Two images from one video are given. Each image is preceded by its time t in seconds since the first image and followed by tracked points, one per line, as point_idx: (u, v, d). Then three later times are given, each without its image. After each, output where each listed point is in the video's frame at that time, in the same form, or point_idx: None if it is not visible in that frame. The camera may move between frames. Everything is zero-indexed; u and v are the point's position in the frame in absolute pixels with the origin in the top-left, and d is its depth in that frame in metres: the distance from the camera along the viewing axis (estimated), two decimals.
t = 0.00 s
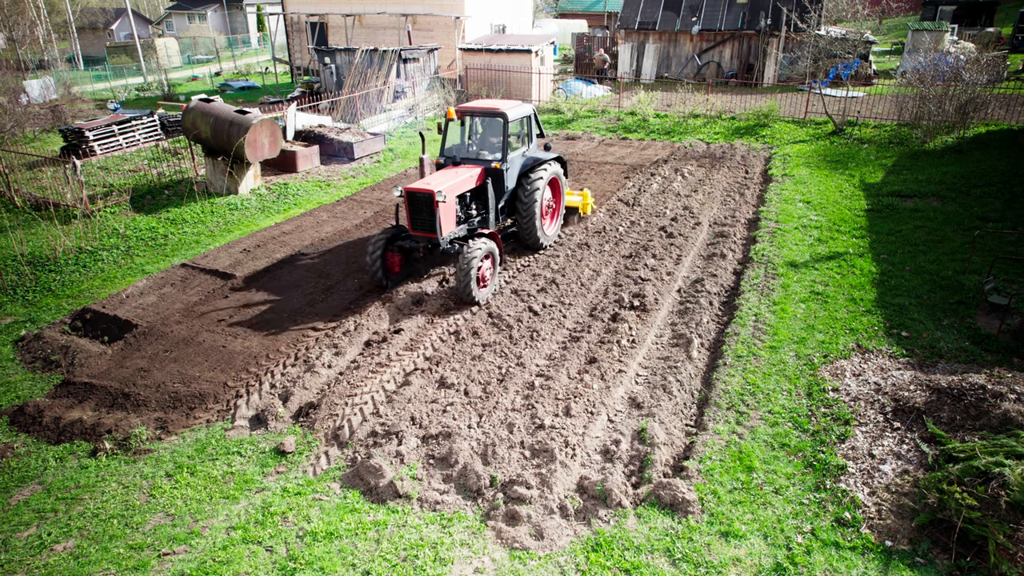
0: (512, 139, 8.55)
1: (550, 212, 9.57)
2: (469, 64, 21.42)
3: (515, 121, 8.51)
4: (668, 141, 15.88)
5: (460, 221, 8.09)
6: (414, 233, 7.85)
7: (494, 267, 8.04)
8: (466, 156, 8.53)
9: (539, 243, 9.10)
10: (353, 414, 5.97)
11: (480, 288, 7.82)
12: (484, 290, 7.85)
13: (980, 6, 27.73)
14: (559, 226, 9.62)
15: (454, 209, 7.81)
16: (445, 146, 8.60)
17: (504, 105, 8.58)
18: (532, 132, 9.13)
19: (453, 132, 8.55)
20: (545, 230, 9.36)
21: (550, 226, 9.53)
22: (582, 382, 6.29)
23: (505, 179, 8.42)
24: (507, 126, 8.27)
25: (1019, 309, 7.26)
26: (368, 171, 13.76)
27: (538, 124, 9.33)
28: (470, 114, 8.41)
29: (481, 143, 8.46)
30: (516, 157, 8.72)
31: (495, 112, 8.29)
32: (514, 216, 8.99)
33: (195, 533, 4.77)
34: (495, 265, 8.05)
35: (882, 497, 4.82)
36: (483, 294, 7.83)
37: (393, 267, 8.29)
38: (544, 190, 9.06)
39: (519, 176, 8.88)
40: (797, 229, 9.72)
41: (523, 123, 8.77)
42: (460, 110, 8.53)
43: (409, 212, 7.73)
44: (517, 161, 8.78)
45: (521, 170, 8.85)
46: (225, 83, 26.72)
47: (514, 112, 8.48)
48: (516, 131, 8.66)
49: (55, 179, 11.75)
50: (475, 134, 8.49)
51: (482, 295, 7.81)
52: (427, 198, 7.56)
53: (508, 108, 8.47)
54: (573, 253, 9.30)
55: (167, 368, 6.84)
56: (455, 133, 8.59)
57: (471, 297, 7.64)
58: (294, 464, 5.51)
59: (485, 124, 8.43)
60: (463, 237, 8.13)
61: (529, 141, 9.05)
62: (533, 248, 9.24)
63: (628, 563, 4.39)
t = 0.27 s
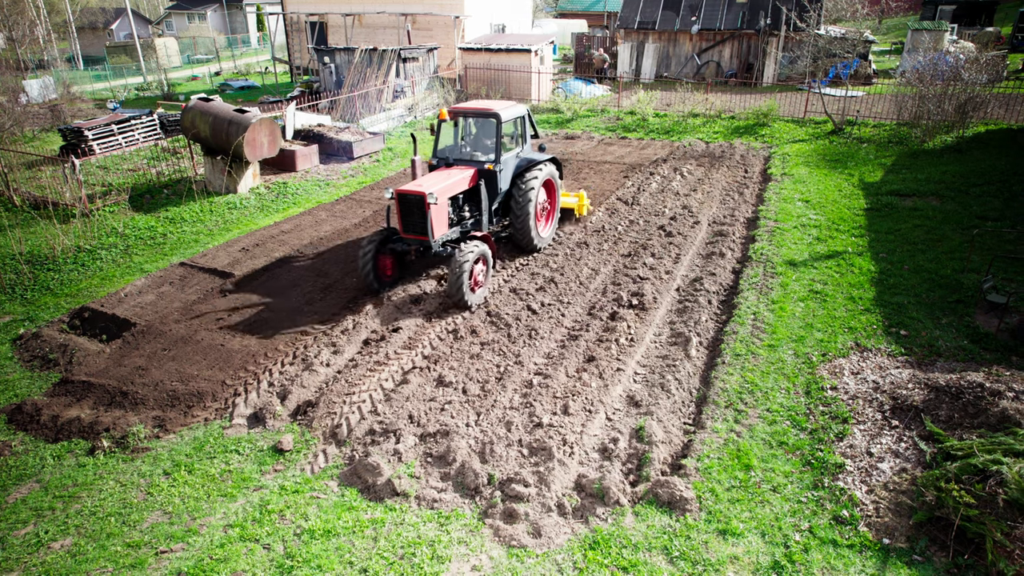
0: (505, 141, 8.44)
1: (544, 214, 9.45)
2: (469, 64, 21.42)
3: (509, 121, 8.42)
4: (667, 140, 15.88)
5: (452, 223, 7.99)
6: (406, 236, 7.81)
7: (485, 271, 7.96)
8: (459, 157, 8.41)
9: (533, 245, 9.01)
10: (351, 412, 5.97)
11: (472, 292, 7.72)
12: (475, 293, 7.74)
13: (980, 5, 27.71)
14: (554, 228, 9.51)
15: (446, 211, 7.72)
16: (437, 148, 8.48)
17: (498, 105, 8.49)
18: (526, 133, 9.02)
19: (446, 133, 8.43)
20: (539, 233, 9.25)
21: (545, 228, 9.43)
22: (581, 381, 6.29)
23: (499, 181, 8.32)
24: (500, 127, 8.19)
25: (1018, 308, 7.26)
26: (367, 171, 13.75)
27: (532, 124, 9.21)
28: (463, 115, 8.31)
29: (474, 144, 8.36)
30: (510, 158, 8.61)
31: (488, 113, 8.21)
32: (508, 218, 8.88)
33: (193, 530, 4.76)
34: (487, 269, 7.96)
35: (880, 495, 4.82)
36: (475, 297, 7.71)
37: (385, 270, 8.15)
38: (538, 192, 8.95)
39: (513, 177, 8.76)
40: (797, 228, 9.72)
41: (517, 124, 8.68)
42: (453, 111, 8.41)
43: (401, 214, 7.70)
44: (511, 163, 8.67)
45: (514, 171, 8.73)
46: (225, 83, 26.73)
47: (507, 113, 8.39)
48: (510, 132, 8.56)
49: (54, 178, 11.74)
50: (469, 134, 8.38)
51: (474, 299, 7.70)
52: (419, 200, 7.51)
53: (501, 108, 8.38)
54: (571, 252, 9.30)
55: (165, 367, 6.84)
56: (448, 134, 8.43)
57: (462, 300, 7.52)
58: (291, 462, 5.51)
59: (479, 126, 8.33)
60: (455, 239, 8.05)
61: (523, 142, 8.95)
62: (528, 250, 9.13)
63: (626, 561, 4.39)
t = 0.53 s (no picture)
0: (500, 143, 8.24)
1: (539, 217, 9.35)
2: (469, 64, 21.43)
3: (503, 124, 8.23)
4: (667, 140, 15.89)
5: (446, 227, 7.85)
6: (398, 241, 7.62)
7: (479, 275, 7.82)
8: (453, 160, 8.19)
9: (529, 248, 8.92)
10: (352, 412, 5.98)
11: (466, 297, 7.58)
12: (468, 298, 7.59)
13: (979, 5, 27.73)
14: (549, 229, 9.46)
15: (439, 215, 7.55)
16: (431, 150, 8.24)
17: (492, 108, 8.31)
18: (521, 134, 8.85)
19: (439, 136, 8.20)
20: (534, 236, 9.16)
21: (540, 230, 9.36)
22: (581, 380, 6.30)
23: (493, 184, 8.15)
24: (494, 130, 8.01)
25: (1017, 308, 7.26)
26: (366, 171, 13.76)
27: (527, 126, 9.02)
28: (456, 117, 8.10)
29: (468, 146, 8.16)
30: (505, 161, 8.44)
31: (482, 115, 8.03)
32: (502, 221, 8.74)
33: (193, 530, 4.77)
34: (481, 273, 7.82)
35: (880, 494, 4.83)
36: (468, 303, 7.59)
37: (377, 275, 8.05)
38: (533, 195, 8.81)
39: (507, 180, 8.61)
40: (796, 228, 9.72)
41: (511, 126, 8.50)
42: (446, 114, 8.20)
43: (392, 219, 7.52)
44: (506, 165, 8.50)
45: (509, 174, 8.56)
46: (225, 83, 26.74)
47: (502, 115, 8.21)
48: (504, 134, 8.37)
49: (54, 178, 11.75)
50: (462, 137, 8.16)
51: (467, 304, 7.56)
52: (411, 204, 7.34)
53: (495, 110, 8.21)
54: (571, 252, 9.30)
55: (166, 366, 6.85)
56: (442, 137, 8.20)
57: (454, 305, 7.36)
58: (292, 462, 5.52)
59: (473, 128, 8.11)
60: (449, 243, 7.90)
61: (517, 144, 8.78)
62: (523, 253, 9.03)
63: (625, 560, 4.40)
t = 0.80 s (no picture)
0: (494, 146, 8.18)
1: (536, 220, 9.24)
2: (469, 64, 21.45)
3: (497, 126, 8.16)
4: (667, 140, 15.90)
5: (440, 232, 7.70)
6: (392, 246, 7.53)
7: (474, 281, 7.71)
8: (447, 163, 8.14)
9: (526, 251, 8.81)
10: (352, 413, 5.99)
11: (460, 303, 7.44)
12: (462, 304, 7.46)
13: (979, 6, 27.75)
14: (547, 232, 9.35)
15: (433, 220, 7.42)
16: (425, 154, 8.20)
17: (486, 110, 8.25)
18: (515, 137, 8.77)
19: (433, 139, 8.18)
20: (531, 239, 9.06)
21: (537, 233, 9.25)
22: (581, 381, 6.31)
23: (487, 187, 8.05)
24: (488, 132, 7.95)
25: (1017, 309, 7.27)
26: (367, 171, 13.77)
27: (521, 128, 8.97)
28: (450, 120, 8.06)
29: (462, 149, 8.11)
30: (499, 164, 8.35)
31: (476, 117, 7.96)
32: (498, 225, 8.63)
33: (194, 531, 4.78)
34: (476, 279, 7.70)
35: (880, 495, 4.84)
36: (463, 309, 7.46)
37: (372, 280, 7.89)
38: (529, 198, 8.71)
39: (502, 183, 8.52)
40: (796, 228, 9.73)
41: (506, 128, 8.42)
42: (440, 116, 8.15)
43: (385, 224, 7.41)
44: (501, 168, 8.42)
45: (504, 177, 8.48)
46: (225, 83, 26.76)
47: (496, 118, 8.14)
48: (498, 137, 8.30)
49: (54, 179, 11.76)
50: (456, 140, 8.12)
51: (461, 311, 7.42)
52: (404, 209, 7.20)
53: (489, 112, 8.14)
54: (571, 252, 9.31)
55: (166, 367, 6.86)
56: (435, 141, 8.18)
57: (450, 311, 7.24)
58: (292, 462, 5.52)
59: (467, 131, 8.07)
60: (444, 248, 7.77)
61: (512, 147, 8.69)
62: (520, 257, 8.92)
63: (626, 561, 4.40)
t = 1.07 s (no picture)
0: (488, 148, 8.12)
1: (532, 223, 9.15)
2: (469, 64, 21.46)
3: (491, 129, 8.11)
4: (667, 141, 15.90)
5: (434, 237, 7.66)
6: (384, 251, 7.44)
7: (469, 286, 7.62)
8: (440, 167, 8.08)
9: (521, 255, 8.71)
10: (352, 414, 5.99)
11: (454, 309, 7.38)
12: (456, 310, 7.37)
13: (979, 6, 27.76)
14: (542, 236, 9.26)
15: (426, 224, 7.38)
16: (418, 157, 8.14)
17: (479, 113, 8.20)
18: (509, 139, 8.69)
19: (426, 142, 8.13)
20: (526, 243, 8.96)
21: (532, 237, 9.16)
22: (580, 383, 6.31)
23: (481, 191, 7.97)
24: (482, 135, 7.89)
25: (1016, 310, 7.27)
26: (367, 172, 13.78)
27: (516, 131, 8.92)
28: (443, 123, 8.02)
29: (455, 152, 8.05)
30: (493, 167, 8.28)
31: (469, 120, 7.91)
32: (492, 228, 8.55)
33: (194, 532, 4.78)
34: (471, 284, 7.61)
35: (879, 497, 4.84)
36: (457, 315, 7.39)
37: (364, 285, 7.79)
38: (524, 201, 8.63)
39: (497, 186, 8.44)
40: (796, 229, 9.73)
41: (500, 131, 8.36)
42: (433, 120, 8.12)
43: (378, 228, 7.34)
44: (495, 171, 8.33)
45: (499, 180, 8.41)
46: (225, 83, 26.76)
47: (489, 120, 8.09)
48: (492, 139, 8.24)
49: (54, 179, 11.75)
50: (450, 143, 8.07)
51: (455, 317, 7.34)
52: (395, 214, 7.15)
53: (483, 115, 8.09)
54: (571, 253, 9.31)
55: (166, 369, 6.86)
56: (428, 144, 8.13)
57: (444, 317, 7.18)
58: (292, 464, 5.53)
59: (459, 133, 8.02)
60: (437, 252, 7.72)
61: (506, 150, 8.62)
62: (516, 261, 8.84)
63: (625, 563, 4.40)
